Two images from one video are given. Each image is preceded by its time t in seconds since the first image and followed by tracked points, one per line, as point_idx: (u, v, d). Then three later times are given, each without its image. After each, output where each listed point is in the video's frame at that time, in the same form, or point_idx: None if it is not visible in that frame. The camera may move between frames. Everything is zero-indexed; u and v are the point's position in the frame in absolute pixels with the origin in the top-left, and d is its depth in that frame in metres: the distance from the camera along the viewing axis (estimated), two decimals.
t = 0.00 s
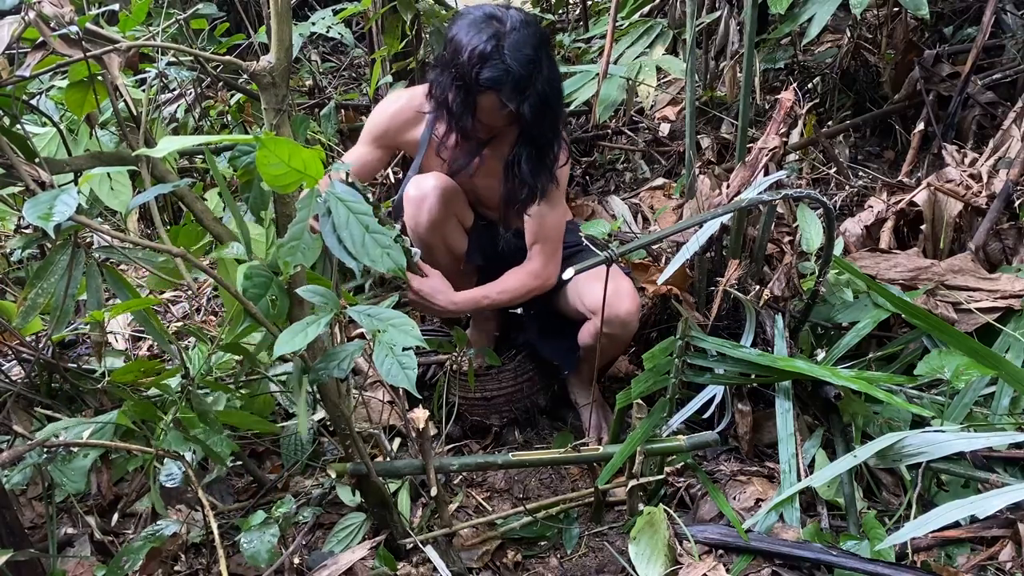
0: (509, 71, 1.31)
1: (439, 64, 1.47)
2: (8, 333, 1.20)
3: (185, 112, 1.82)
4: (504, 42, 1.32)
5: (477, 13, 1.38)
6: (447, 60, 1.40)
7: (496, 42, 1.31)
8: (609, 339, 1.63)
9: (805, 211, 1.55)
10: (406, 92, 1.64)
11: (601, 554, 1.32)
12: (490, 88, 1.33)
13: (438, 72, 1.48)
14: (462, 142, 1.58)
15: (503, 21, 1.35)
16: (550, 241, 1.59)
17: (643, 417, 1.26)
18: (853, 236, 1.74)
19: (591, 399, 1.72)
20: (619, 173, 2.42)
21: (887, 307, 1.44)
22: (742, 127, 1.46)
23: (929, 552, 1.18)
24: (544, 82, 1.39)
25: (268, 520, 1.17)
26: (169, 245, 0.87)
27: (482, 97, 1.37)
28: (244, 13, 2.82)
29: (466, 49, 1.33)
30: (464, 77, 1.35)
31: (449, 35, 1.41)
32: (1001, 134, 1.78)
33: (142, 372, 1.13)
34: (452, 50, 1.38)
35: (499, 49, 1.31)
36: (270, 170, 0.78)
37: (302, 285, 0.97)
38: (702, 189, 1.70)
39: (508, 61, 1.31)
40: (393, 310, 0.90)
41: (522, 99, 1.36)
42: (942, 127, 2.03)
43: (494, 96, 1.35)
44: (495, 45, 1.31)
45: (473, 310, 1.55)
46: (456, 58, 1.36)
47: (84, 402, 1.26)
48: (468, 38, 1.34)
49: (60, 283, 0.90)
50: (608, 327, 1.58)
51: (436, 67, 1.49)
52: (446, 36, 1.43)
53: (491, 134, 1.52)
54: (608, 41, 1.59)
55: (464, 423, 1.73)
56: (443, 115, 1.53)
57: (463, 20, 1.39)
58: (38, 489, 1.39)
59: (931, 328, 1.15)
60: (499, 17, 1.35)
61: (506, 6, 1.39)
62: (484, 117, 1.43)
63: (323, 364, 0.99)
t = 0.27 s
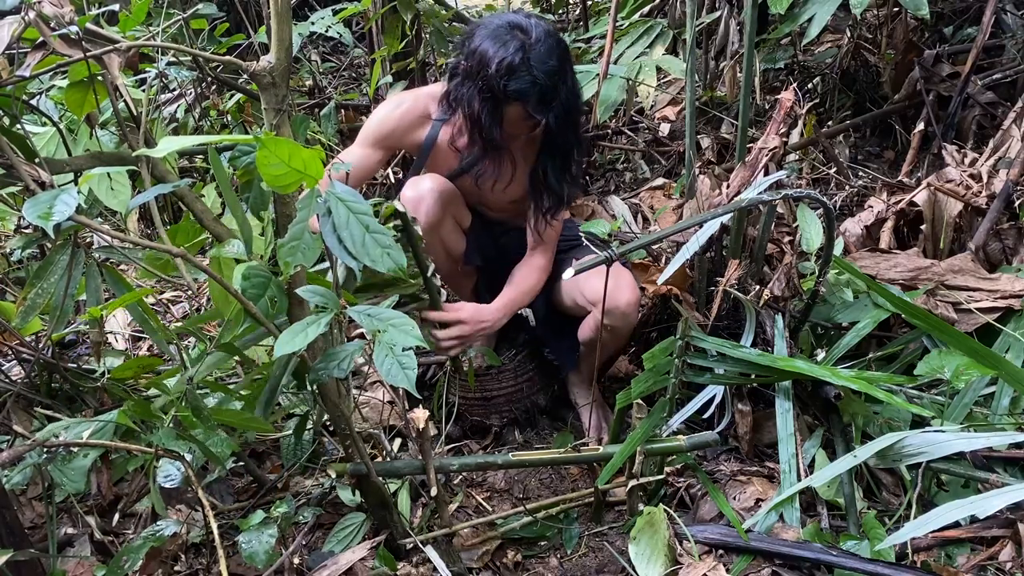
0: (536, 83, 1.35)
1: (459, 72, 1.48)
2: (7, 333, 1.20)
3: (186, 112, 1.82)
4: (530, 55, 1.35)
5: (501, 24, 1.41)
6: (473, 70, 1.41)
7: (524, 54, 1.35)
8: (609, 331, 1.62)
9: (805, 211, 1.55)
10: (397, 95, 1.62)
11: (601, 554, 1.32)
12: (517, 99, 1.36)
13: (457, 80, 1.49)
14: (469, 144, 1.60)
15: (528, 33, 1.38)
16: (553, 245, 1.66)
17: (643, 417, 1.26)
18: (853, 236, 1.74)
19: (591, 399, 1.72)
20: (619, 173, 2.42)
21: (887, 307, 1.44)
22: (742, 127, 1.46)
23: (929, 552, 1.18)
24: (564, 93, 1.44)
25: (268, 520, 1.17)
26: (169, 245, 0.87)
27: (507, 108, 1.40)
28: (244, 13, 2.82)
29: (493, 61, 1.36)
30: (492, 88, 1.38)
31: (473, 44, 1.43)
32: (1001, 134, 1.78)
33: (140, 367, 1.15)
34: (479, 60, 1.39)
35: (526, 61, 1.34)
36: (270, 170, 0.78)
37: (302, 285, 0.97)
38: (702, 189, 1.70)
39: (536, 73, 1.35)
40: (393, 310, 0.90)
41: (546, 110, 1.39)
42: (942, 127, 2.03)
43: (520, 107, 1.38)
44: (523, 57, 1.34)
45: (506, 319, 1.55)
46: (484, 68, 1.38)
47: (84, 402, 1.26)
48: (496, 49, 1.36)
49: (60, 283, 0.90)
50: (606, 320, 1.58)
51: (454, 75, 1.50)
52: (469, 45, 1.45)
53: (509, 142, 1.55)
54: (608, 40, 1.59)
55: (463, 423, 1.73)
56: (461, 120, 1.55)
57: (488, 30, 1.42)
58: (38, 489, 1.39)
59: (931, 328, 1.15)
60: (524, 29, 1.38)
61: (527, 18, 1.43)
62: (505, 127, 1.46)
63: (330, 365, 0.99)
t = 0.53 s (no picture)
0: (573, 99, 1.35)
1: (487, 87, 1.45)
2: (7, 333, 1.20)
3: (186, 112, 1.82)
4: (567, 70, 1.34)
5: (534, 38, 1.40)
6: (508, 86, 1.38)
7: (561, 69, 1.34)
8: (611, 316, 1.64)
9: (805, 211, 1.55)
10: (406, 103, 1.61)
11: (601, 554, 1.32)
12: (553, 114, 1.36)
13: (484, 95, 1.46)
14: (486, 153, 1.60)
15: (563, 48, 1.37)
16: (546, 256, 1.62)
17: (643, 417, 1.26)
18: (853, 236, 1.74)
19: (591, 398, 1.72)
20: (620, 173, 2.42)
21: (887, 307, 1.44)
22: (742, 127, 1.46)
23: (929, 552, 1.17)
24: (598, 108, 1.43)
25: (268, 520, 1.17)
26: (169, 245, 0.87)
27: (543, 123, 1.39)
28: (244, 14, 2.82)
29: (531, 76, 1.34)
30: (530, 104, 1.36)
31: (504, 59, 1.41)
32: (1001, 134, 1.78)
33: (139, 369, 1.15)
34: (514, 76, 1.37)
35: (564, 77, 1.34)
36: (270, 170, 0.78)
37: (302, 285, 0.97)
38: (702, 189, 1.70)
39: (571, 90, 1.34)
40: (393, 310, 0.90)
41: (581, 126, 1.40)
42: (942, 127, 2.03)
43: (554, 123, 1.38)
44: (561, 73, 1.34)
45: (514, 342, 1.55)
46: (520, 84, 1.36)
47: (84, 402, 1.26)
48: (533, 64, 1.35)
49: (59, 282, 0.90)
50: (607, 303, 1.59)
51: (481, 90, 1.47)
52: (500, 59, 1.42)
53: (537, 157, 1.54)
54: (608, 41, 1.59)
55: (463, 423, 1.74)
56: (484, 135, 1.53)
57: (520, 44, 1.40)
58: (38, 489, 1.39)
59: (931, 328, 1.15)
60: (559, 43, 1.37)
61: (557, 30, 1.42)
62: (538, 143, 1.45)
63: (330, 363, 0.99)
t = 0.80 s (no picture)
0: (599, 132, 1.35)
1: (510, 117, 1.43)
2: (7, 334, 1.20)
3: (187, 112, 1.82)
4: (596, 104, 1.35)
5: (561, 71, 1.39)
6: (538, 121, 1.37)
7: (590, 103, 1.35)
8: (615, 306, 1.66)
9: (805, 211, 1.55)
10: (415, 116, 1.60)
11: (602, 554, 1.32)
12: (580, 148, 1.36)
13: (507, 126, 1.44)
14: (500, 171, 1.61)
15: (591, 81, 1.38)
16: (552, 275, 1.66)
17: (643, 417, 1.26)
18: (853, 236, 1.74)
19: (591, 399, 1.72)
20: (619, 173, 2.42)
21: (887, 307, 1.44)
22: (742, 127, 1.46)
23: (929, 552, 1.17)
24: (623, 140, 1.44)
25: (268, 520, 1.17)
26: (169, 245, 0.87)
27: (571, 157, 1.39)
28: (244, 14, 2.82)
29: (562, 111, 1.34)
30: (562, 139, 1.36)
31: (531, 91, 1.39)
32: (1001, 134, 1.79)
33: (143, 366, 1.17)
34: (545, 110, 1.36)
35: (593, 111, 1.35)
36: (270, 171, 0.78)
37: (301, 285, 0.97)
38: (702, 189, 1.70)
39: (598, 122, 1.35)
40: (394, 310, 0.90)
41: (607, 159, 1.40)
42: (942, 127, 2.03)
43: (579, 155, 1.38)
44: (589, 107, 1.35)
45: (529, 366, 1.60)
46: (551, 119, 1.36)
47: (84, 402, 1.26)
48: (564, 99, 1.35)
49: (60, 283, 0.90)
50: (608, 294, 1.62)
51: (503, 120, 1.45)
52: (526, 90, 1.41)
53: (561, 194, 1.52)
54: (608, 41, 1.60)
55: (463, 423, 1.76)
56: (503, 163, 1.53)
57: (548, 77, 1.39)
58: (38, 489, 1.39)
59: (930, 328, 1.15)
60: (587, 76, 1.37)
61: (581, 61, 1.42)
62: (566, 176, 1.46)
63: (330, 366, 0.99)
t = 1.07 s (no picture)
0: (607, 145, 1.37)
1: (517, 128, 1.43)
2: (7, 334, 1.20)
3: (187, 112, 1.82)
4: (604, 116, 1.36)
5: (570, 83, 1.39)
6: (547, 134, 1.37)
7: (599, 115, 1.36)
8: (617, 304, 1.67)
9: (805, 211, 1.55)
10: (420, 123, 1.60)
11: (602, 554, 1.33)
12: (588, 160, 1.37)
13: (515, 138, 1.44)
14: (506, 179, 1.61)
15: (600, 93, 1.38)
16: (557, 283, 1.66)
17: (643, 418, 1.26)
18: (853, 236, 1.74)
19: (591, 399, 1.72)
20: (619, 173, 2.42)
21: (887, 307, 1.44)
22: (742, 127, 1.45)
23: (929, 552, 1.17)
24: (631, 151, 1.45)
25: (268, 520, 1.17)
26: (169, 245, 0.87)
27: (580, 169, 1.40)
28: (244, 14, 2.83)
29: (572, 123, 1.35)
30: (571, 153, 1.37)
31: (539, 103, 1.39)
32: (1001, 134, 1.79)
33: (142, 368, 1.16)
34: (554, 123, 1.36)
35: (602, 123, 1.36)
36: (270, 171, 0.78)
37: (301, 285, 0.97)
38: (702, 189, 1.70)
39: (606, 134, 1.36)
40: (393, 310, 0.90)
41: (614, 171, 1.43)
42: (942, 127, 2.03)
43: (587, 167, 1.40)
44: (598, 119, 1.35)
45: (532, 375, 1.60)
46: (560, 133, 1.36)
47: (84, 402, 1.26)
48: (573, 111, 1.35)
49: (60, 283, 0.90)
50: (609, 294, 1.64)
51: (511, 131, 1.45)
52: (534, 102, 1.41)
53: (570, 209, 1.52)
54: (608, 41, 1.60)
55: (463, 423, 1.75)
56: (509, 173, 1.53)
57: (557, 89, 1.39)
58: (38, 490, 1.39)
59: (930, 328, 1.15)
60: (596, 88, 1.38)
61: (590, 72, 1.42)
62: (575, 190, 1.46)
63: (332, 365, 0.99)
